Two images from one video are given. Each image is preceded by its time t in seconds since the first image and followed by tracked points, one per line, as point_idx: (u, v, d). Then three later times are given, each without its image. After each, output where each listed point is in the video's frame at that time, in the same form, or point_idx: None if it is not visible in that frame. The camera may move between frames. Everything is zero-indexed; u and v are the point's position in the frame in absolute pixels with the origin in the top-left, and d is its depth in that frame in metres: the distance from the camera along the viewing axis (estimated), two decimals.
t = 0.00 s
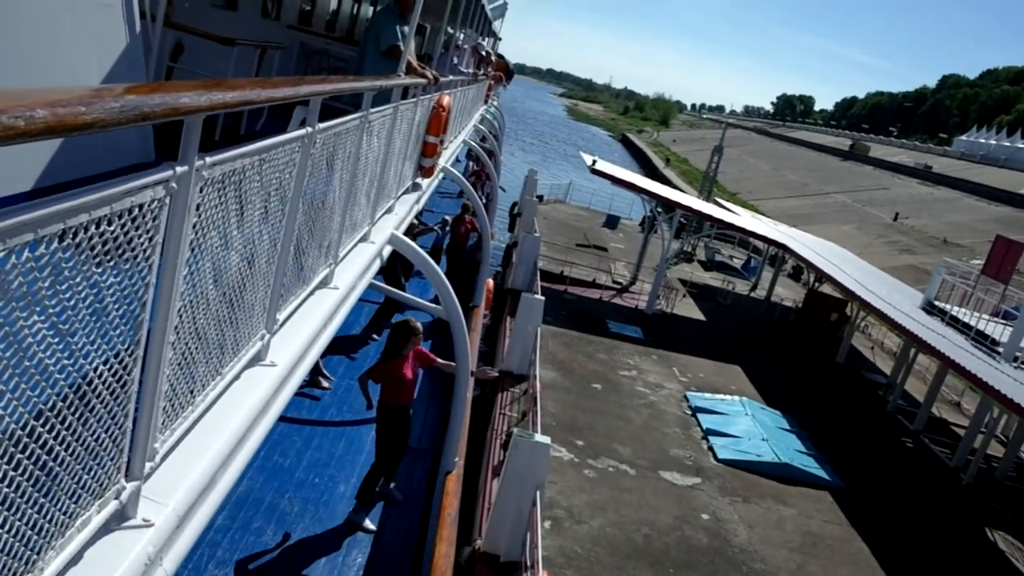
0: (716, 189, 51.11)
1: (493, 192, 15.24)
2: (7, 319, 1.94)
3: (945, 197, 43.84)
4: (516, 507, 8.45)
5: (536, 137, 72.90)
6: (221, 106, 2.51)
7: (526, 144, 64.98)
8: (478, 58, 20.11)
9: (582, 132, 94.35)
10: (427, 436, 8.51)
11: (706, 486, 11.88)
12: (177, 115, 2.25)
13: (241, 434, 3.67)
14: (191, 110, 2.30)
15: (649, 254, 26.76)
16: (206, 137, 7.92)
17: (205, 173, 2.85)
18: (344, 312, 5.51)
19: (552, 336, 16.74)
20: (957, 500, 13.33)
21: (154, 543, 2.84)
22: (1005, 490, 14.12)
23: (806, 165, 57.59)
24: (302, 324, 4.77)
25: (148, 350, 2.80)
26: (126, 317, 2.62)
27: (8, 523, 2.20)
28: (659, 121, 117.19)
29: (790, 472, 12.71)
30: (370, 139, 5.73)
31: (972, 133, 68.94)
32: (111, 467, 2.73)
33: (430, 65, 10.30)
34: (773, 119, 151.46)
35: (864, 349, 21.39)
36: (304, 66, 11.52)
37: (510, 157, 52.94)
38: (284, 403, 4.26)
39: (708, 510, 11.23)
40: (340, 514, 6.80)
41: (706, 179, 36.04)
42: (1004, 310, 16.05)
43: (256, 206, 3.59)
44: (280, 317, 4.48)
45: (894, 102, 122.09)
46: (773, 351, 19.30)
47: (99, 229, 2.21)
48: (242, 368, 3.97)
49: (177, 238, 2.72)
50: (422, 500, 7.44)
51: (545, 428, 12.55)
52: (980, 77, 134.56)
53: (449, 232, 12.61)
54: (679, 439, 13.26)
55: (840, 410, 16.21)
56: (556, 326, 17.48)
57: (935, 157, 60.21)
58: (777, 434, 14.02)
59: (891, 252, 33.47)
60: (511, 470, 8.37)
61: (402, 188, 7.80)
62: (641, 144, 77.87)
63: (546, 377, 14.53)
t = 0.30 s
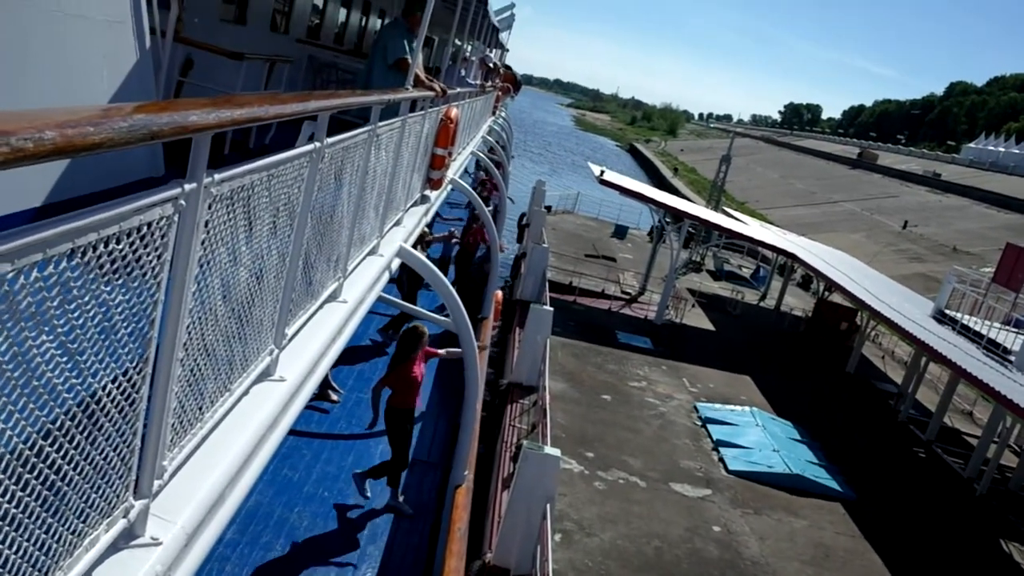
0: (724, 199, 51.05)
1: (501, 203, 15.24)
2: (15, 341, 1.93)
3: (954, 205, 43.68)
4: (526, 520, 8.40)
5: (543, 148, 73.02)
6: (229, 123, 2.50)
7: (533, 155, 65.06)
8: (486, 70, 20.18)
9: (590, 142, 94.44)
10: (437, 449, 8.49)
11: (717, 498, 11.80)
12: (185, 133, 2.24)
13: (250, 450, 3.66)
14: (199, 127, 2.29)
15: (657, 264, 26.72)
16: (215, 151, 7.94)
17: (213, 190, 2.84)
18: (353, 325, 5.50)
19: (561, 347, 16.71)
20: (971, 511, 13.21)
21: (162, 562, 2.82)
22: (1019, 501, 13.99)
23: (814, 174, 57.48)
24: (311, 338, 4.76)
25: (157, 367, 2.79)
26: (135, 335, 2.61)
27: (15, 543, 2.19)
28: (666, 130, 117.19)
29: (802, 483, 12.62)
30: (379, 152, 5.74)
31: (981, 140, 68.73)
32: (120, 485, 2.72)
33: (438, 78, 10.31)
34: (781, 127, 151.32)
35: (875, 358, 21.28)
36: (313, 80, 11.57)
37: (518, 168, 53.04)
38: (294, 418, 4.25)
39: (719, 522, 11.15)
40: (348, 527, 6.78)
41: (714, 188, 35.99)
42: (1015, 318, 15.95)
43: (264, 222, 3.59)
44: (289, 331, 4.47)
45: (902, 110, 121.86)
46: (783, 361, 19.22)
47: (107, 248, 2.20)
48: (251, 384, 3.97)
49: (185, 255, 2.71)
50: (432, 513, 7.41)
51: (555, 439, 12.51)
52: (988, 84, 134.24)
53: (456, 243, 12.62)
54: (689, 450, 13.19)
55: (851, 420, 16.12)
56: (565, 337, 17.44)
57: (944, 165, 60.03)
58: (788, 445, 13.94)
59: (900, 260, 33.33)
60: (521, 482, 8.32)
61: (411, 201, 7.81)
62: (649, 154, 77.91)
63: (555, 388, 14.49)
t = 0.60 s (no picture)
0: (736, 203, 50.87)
1: (512, 208, 15.24)
2: (27, 354, 1.94)
3: (969, 207, 43.38)
4: (538, 526, 8.39)
5: (554, 153, 73.00)
6: (239, 133, 2.51)
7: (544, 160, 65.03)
8: (496, 76, 20.21)
9: (601, 147, 94.37)
10: (449, 455, 8.48)
11: (730, 503, 11.75)
12: (196, 145, 2.24)
13: (262, 458, 3.67)
14: (210, 138, 2.30)
15: (669, 268, 26.66)
16: (226, 160, 7.98)
17: (224, 201, 2.86)
18: (365, 333, 5.52)
19: (573, 352, 16.70)
20: (988, 516, 13.10)
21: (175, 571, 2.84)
22: None
23: (827, 177, 57.22)
24: (323, 346, 4.78)
25: (168, 377, 2.80)
26: (147, 345, 2.62)
27: (29, 554, 2.20)
28: (678, 134, 116.98)
29: (816, 489, 12.55)
30: (389, 159, 5.75)
31: (995, 142, 68.27)
32: (133, 495, 2.73)
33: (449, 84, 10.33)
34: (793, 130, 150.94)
35: (889, 362, 21.15)
36: (325, 87, 11.61)
37: (529, 173, 53.03)
38: (306, 426, 4.26)
39: (733, 528, 11.10)
40: (362, 535, 6.77)
41: (726, 193, 35.89)
42: None
43: (276, 231, 3.61)
44: (301, 339, 4.49)
45: (915, 112, 121.16)
46: (796, 365, 19.13)
47: (119, 260, 2.20)
48: (264, 392, 3.98)
49: (197, 266, 2.72)
50: (444, 518, 7.40)
51: (567, 445, 12.50)
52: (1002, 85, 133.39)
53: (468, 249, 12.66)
54: (702, 456, 13.14)
55: (865, 424, 16.02)
56: (577, 342, 17.42)
57: (958, 167, 59.63)
58: (802, 451, 13.86)
59: (914, 263, 33.13)
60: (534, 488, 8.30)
61: (422, 208, 7.83)
62: (660, 158, 77.75)
63: (567, 394, 14.47)
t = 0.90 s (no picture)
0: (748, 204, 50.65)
1: (523, 211, 15.24)
2: (43, 359, 1.95)
3: (984, 206, 43.03)
4: (553, 529, 8.38)
5: (566, 155, 72.95)
6: (251, 138, 2.52)
7: (555, 162, 64.95)
8: (506, 78, 20.20)
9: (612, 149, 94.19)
10: (462, 458, 8.50)
11: (745, 505, 11.69)
12: (209, 149, 2.25)
13: (277, 462, 3.69)
14: (222, 143, 2.31)
15: (681, 270, 26.58)
16: (238, 164, 8.02)
17: (237, 206, 2.87)
18: (378, 336, 5.54)
19: (586, 354, 16.67)
20: (1006, 517, 12.99)
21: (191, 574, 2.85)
22: None
23: (840, 177, 56.90)
24: (336, 350, 4.79)
25: (183, 383, 2.82)
26: (162, 351, 2.64)
27: (46, 559, 2.22)
28: (689, 135, 116.68)
29: (831, 490, 12.47)
30: (401, 163, 5.76)
31: (1010, 139, 67.68)
32: (148, 499, 2.75)
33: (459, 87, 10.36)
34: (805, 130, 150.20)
35: (904, 362, 21.03)
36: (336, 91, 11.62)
37: (541, 176, 52.98)
38: (320, 430, 4.28)
39: (748, 530, 11.04)
40: (377, 537, 6.79)
41: (738, 193, 35.75)
42: None
43: (289, 235, 3.62)
44: (314, 343, 4.50)
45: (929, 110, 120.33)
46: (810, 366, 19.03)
47: (134, 265, 2.22)
48: (278, 396, 4.00)
49: (210, 270, 2.74)
50: (458, 521, 7.40)
51: (581, 447, 12.49)
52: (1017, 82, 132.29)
53: (480, 251, 12.69)
54: (716, 457, 13.08)
55: (881, 425, 15.91)
56: (590, 344, 17.40)
57: (973, 165, 59.17)
58: (817, 452, 13.78)
59: (929, 262, 32.90)
60: (548, 491, 8.28)
61: (434, 211, 7.85)
62: (672, 159, 77.54)
63: (580, 396, 14.45)
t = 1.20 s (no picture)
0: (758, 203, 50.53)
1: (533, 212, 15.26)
2: (54, 362, 1.98)
3: (996, 204, 42.79)
4: (564, 530, 8.40)
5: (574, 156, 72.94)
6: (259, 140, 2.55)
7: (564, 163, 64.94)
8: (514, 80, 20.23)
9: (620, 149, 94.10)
10: (473, 459, 8.53)
11: (756, 505, 11.68)
12: (218, 151, 2.28)
13: (288, 464, 3.72)
14: (230, 145, 2.34)
15: (691, 270, 26.55)
16: (248, 167, 8.09)
17: (246, 209, 2.91)
18: (388, 338, 5.57)
19: (596, 355, 16.68)
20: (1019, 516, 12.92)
21: None
22: None
23: (850, 175, 56.70)
24: (346, 352, 4.83)
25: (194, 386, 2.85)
26: (172, 354, 2.67)
27: (58, 561, 2.26)
28: (698, 135, 116.44)
29: (843, 490, 12.45)
30: (410, 164, 5.79)
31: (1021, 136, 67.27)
32: (160, 502, 2.79)
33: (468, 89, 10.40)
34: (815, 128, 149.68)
35: (915, 361, 20.96)
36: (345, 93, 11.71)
37: (549, 177, 52.98)
38: (330, 432, 4.31)
39: (759, 530, 11.02)
40: (388, 539, 6.83)
41: (748, 193, 35.68)
42: None
43: (298, 237, 3.66)
44: (324, 345, 4.54)
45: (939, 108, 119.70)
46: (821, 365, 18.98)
47: (144, 268, 2.25)
48: (288, 399, 4.04)
49: (220, 273, 2.77)
50: (469, 522, 7.44)
51: (591, 448, 12.51)
52: None
53: (489, 253, 12.73)
54: (727, 457, 13.08)
55: (893, 424, 15.86)
56: (600, 345, 17.41)
57: (983, 162, 58.86)
58: (828, 451, 13.75)
59: (940, 261, 32.77)
60: (559, 492, 8.29)
61: (443, 213, 7.88)
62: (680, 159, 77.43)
63: (590, 397, 14.46)
